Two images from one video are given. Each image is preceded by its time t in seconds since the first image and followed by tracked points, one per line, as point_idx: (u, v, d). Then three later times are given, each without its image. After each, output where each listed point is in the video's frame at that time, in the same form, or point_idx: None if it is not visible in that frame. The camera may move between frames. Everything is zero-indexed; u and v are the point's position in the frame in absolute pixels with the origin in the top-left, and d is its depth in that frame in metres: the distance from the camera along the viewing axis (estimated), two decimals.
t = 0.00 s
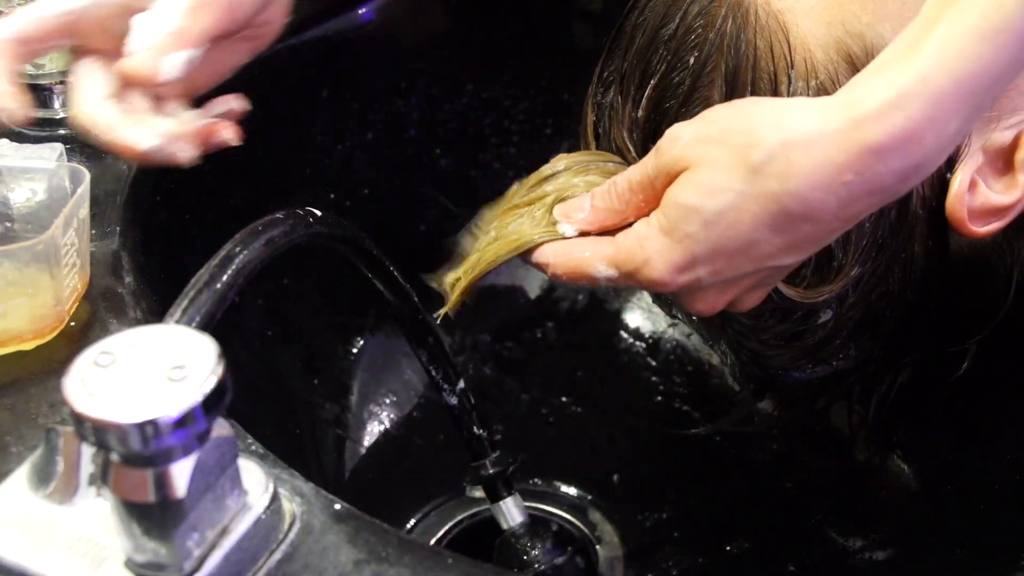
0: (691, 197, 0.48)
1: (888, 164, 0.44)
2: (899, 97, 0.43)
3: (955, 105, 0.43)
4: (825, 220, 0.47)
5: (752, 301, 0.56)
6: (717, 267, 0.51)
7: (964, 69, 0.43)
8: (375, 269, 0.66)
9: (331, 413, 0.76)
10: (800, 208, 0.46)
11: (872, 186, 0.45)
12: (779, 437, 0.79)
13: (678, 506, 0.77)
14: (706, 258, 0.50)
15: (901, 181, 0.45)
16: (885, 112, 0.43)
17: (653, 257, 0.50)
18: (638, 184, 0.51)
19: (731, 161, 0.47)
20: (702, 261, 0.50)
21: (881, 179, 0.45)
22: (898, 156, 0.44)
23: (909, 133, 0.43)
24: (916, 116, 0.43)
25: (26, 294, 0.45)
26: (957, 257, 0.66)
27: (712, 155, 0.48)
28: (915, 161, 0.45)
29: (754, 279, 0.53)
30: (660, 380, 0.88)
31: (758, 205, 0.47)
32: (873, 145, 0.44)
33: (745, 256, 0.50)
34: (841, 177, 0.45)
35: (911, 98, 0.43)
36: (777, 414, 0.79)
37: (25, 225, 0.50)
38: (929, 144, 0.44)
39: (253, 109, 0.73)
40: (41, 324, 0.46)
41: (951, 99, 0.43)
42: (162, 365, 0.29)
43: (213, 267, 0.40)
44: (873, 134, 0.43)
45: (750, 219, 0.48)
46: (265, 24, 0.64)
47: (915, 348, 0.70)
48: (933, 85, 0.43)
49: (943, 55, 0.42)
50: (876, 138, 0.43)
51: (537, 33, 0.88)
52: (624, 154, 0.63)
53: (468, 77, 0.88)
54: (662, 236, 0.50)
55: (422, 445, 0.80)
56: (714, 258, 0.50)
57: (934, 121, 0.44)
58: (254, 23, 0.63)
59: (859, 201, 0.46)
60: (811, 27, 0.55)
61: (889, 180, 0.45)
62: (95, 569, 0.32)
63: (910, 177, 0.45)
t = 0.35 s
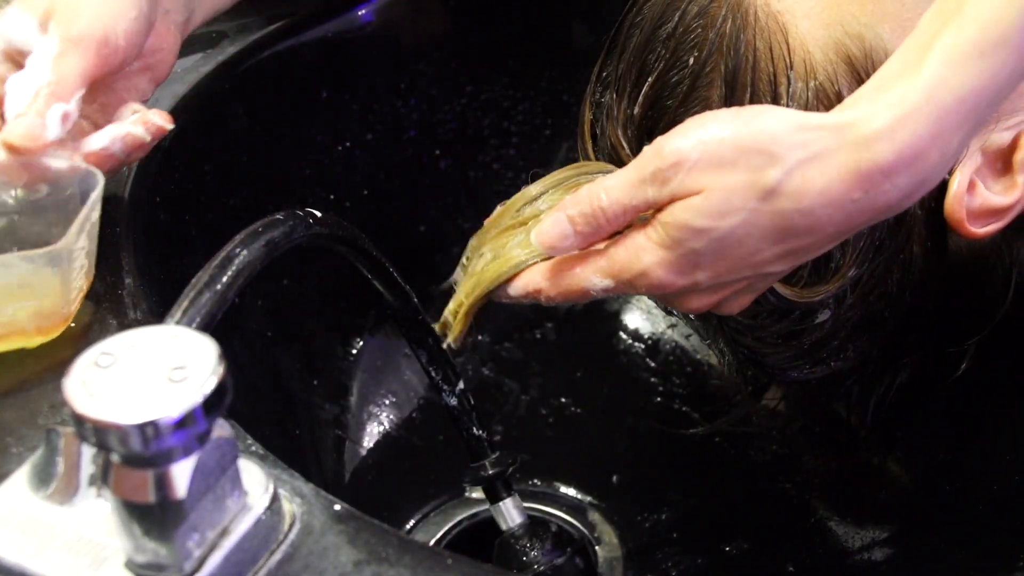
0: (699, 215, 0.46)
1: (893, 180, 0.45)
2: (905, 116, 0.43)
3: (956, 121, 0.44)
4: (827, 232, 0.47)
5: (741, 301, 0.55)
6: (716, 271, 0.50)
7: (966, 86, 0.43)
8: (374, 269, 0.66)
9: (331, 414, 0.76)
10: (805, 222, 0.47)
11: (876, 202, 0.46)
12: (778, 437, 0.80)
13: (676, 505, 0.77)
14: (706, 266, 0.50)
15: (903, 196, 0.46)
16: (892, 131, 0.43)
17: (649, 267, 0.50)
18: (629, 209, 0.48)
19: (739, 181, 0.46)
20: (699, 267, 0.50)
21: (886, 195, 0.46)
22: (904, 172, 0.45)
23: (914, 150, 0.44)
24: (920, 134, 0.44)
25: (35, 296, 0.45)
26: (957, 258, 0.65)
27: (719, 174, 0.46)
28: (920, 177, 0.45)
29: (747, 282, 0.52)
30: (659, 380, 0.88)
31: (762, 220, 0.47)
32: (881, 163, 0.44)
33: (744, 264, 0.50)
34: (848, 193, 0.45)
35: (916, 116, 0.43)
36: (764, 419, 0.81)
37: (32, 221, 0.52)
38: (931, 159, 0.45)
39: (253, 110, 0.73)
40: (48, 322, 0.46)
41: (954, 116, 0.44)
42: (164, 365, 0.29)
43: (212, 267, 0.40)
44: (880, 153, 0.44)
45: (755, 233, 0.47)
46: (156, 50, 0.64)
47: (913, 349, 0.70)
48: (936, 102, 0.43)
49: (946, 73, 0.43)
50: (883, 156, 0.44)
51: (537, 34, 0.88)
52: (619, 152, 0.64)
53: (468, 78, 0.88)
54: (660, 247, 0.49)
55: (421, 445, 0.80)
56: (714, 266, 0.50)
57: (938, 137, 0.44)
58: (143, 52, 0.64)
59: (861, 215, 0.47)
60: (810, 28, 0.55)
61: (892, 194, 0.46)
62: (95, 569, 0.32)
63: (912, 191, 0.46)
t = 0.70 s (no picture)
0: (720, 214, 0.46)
1: (914, 177, 0.45)
2: (925, 114, 0.43)
3: (974, 120, 0.44)
4: (844, 229, 0.47)
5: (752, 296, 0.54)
6: (732, 267, 0.50)
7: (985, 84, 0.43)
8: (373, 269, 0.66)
9: (330, 414, 0.76)
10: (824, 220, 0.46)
11: (895, 199, 0.46)
12: (782, 437, 0.78)
13: (675, 505, 0.77)
14: (723, 263, 0.49)
15: (919, 194, 0.46)
16: (913, 128, 0.43)
17: (667, 261, 0.49)
18: (651, 209, 0.48)
19: (763, 179, 0.45)
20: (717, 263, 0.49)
21: (904, 192, 0.45)
22: (923, 170, 0.45)
23: (933, 147, 0.44)
24: (940, 131, 0.44)
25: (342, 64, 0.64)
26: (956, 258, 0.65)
27: (743, 171, 0.45)
28: (936, 176, 0.45)
29: (760, 277, 0.52)
30: (658, 380, 0.88)
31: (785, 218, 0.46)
32: (901, 161, 0.44)
33: (760, 261, 0.49)
34: (869, 191, 0.45)
35: (936, 113, 0.43)
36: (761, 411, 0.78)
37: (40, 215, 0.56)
38: (949, 157, 0.45)
39: (252, 110, 0.73)
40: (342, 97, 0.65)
41: (973, 114, 0.44)
42: (162, 366, 0.29)
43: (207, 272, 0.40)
44: (900, 151, 0.44)
45: (774, 231, 0.47)
46: None
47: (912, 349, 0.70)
48: (956, 100, 0.43)
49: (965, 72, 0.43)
50: (904, 153, 0.44)
51: (536, 35, 0.88)
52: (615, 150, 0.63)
53: (467, 78, 0.88)
54: (678, 243, 0.49)
55: (420, 445, 0.81)
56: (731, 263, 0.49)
57: (956, 135, 0.44)
58: None
59: (878, 213, 0.46)
60: (809, 27, 0.55)
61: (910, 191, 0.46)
62: (94, 569, 0.32)
63: (930, 188, 0.46)
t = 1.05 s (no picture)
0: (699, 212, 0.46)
1: (891, 184, 0.45)
2: (903, 123, 0.43)
3: (953, 129, 0.44)
4: (820, 232, 0.48)
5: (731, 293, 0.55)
6: (709, 264, 0.50)
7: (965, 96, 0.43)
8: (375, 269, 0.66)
9: (331, 414, 0.76)
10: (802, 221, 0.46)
11: (870, 204, 0.46)
12: (785, 436, 0.78)
13: (675, 504, 0.77)
14: (699, 259, 0.50)
15: (897, 199, 0.46)
16: (891, 137, 0.43)
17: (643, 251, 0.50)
18: (630, 203, 0.48)
19: (742, 181, 0.45)
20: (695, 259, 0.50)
21: (880, 199, 0.46)
22: (900, 177, 0.45)
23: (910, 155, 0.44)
24: (918, 140, 0.44)
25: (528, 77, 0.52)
26: (958, 258, 0.64)
27: (724, 172, 0.45)
28: (913, 183, 0.45)
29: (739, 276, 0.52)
30: (659, 380, 0.88)
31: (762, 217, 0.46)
32: (879, 167, 0.44)
33: (737, 259, 0.50)
34: (845, 196, 0.45)
35: (915, 123, 0.43)
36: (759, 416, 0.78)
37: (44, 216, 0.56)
38: (926, 165, 0.45)
39: (253, 109, 0.73)
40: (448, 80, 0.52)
41: (952, 123, 0.44)
42: (165, 365, 0.29)
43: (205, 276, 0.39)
44: (878, 159, 0.44)
45: (751, 231, 0.47)
46: None
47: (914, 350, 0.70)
48: (935, 109, 0.43)
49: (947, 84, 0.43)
50: (882, 162, 0.44)
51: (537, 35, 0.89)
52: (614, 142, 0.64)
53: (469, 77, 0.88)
54: (656, 236, 0.49)
55: (422, 446, 0.80)
56: (708, 258, 0.50)
57: (935, 144, 0.44)
58: None
59: (853, 216, 0.47)
60: (811, 24, 0.55)
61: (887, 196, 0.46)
62: (97, 569, 0.32)
63: (906, 195, 0.46)
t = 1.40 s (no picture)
0: (712, 165, 0.43)
1: (906, 138, 0.42)
2: (915, 79, 0.41)
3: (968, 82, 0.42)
4: (833, 193, 0.44)
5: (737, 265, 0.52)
6: (721, 226, 0.47)
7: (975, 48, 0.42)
8: (375, 268, 0.66)
9: (331, 413, 0.76)
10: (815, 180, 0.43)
11: (885, 163, 0.43)
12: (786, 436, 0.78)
13: (676, 504, 0.77)
14: (710, 221, 0.46)
15: (911, 159, 0.43)
16: (903, 88, 0.41)
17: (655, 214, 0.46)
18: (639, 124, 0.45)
19: (751, 133, 0.43)
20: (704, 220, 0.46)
21: (895, 156, 0.43)
22: (917, 132, 0.42)
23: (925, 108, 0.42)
24: (932, 97, 0.42)
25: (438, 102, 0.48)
26: (959, 258, 0.63)
27: (734, 121, 0.43)
28: (928, 142, 0.43)
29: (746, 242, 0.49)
30: (660, 380, 0.88)
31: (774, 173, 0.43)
32: (891, 120, 0.41)
33: (746, 221, 0.46)
34: (860, 151, 0.42)
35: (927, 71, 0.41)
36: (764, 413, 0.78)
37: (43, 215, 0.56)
38: (941, 122, 0.42)
39: (253, 109, 0.73)
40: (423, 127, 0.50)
41: (967, 77, 0.42)
42: (166, 365, 0.29)
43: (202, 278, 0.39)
44: (891, 114, 0.41)
45: (763, 188, 0.44)
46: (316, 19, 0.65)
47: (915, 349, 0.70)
48: (946, 61, 0.41)
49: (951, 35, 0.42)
50: (896, 118, 0.41)
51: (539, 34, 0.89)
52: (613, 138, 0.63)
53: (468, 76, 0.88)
54: (665, 194, 0.45)
55: (422, 444, 0.81)
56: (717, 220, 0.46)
57: (950, 97, 0.42)
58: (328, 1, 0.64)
59: (867, 176, 0.43)
60: (814, 20, 0.55)
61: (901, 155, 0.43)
62: (97, 569, 0.32)
63: (922, 154, 0.43)
